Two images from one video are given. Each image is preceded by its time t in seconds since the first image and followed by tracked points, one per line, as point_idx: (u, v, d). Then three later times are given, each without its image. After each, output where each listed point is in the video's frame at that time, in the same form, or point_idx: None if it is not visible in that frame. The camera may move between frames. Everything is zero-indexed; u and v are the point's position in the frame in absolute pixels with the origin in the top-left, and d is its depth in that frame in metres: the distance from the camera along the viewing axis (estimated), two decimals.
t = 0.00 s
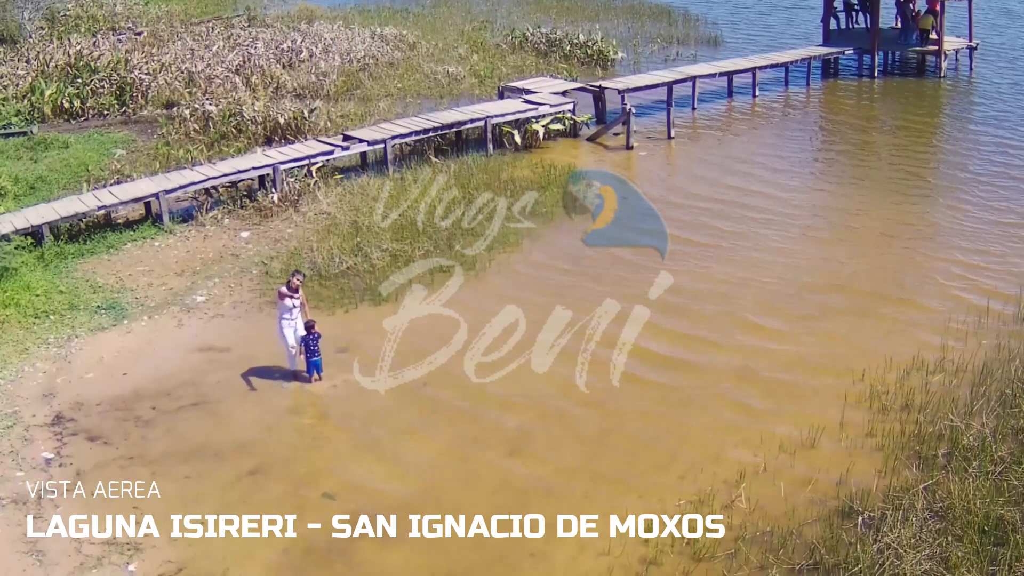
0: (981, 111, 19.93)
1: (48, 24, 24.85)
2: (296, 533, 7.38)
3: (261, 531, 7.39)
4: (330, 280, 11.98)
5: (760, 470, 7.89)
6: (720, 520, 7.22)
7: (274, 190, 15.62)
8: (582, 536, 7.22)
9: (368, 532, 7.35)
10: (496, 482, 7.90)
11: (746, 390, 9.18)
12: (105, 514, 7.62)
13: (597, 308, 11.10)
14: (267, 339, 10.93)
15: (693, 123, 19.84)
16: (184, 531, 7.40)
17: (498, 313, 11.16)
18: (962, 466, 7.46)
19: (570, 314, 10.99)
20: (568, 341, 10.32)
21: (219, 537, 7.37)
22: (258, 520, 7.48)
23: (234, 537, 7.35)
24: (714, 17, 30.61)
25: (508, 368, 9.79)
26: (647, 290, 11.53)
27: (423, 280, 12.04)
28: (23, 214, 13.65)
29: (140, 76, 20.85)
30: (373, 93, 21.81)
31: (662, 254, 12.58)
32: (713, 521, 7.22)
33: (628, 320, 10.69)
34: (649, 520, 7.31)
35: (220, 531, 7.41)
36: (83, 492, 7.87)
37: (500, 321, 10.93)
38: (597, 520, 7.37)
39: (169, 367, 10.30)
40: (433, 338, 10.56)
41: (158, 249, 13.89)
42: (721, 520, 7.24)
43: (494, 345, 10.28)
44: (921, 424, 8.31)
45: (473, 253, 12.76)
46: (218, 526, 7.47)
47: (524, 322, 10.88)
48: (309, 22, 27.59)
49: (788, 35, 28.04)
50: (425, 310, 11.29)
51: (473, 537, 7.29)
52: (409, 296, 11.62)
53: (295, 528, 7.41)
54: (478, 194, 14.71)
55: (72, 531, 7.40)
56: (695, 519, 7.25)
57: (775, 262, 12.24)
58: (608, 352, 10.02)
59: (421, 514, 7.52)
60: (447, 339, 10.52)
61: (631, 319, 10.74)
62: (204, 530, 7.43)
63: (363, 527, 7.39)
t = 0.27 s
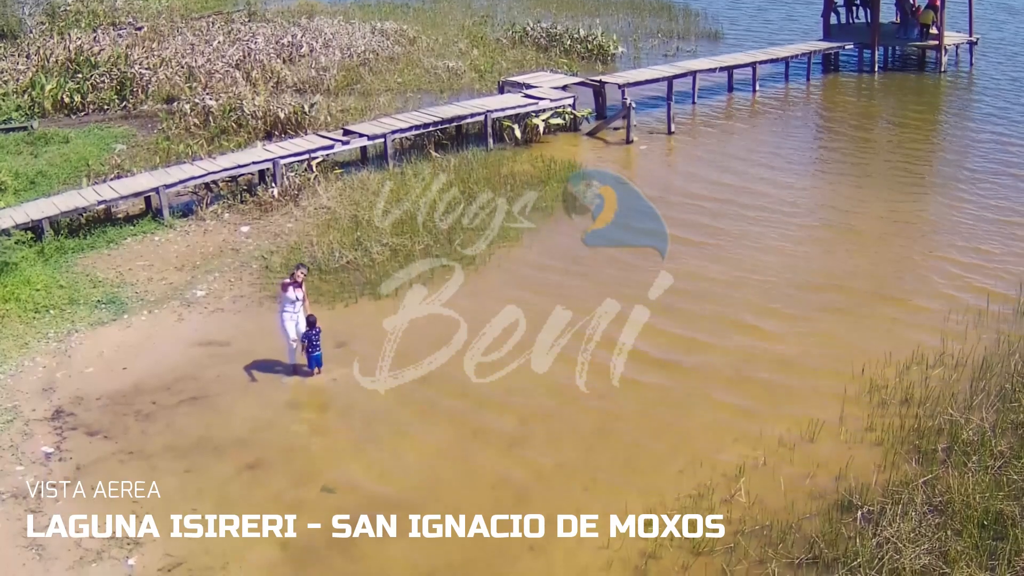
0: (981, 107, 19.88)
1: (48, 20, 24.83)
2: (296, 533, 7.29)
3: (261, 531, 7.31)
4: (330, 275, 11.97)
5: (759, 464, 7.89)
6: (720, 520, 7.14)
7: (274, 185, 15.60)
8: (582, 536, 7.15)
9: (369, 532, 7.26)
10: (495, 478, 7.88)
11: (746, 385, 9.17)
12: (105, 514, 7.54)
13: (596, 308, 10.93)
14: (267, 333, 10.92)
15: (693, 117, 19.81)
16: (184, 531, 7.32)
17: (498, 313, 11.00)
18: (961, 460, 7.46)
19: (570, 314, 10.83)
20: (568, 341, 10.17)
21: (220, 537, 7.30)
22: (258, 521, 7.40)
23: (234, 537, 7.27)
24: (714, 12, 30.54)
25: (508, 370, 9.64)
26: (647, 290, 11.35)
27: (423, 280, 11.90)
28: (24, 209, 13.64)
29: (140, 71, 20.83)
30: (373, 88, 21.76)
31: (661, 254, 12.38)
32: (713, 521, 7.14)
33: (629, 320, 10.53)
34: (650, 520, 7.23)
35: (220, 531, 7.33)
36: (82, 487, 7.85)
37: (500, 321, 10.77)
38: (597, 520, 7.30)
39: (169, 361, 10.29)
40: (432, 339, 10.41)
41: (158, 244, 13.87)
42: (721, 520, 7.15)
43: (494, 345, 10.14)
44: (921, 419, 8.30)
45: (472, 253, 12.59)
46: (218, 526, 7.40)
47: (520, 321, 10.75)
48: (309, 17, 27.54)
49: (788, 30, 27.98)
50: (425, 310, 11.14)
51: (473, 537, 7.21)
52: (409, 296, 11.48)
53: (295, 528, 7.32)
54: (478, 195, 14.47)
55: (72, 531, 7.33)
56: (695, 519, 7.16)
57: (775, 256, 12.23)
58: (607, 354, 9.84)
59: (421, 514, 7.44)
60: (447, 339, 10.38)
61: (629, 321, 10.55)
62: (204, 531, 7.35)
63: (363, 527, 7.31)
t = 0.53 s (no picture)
0: (982, 99, 19.82)
1: (49, 13, 24.79)
2: (296, 533, 7.19)
3: (261, 531, 7.21)
4: (330, 267, 11.97)
5: (759, 456, 7.90)
6: (720, 520, 7.03)
7: (274, 177, 15.59)
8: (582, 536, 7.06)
9: (368, 532, 7.15)
10: (494, 470, 7.87)
11: (745, 376, 9.18)
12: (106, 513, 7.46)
13: (596, 309, 10.73)
14: (267, 325, 10.93)
15: (693, 109, 19.77)
16: (184, 531, 7.23)
17: (498, 313, 10.79)
18: (961, 453, 7.46)
19: (570, 315, 10.61)
20: (569, 341, 10.00)
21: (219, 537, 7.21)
22: (258, 521, 7.30)
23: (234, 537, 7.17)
24: (715, 4, 30.43)
25: (505, 371, 9.45)
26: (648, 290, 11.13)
27: (424, 280, 11.72)
28: (24, 202, 13.62)
29: (141, 64, 20.79)
30: (374, 80, 21.71)
31: (661, 254, 12.13)
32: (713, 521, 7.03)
33: (631, 321, 10.34)
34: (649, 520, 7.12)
35: (220, 531, 7.24)
36: (82, 480, 7.84)
37: (500, 321, 10.57)
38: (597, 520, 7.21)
39: (169, 353, 10.30)
40: (431, 340, 10.21)
41: (158, 236, 13.86)
42: (721, 520, 7.05)
43: (493, 346, 9.95)
44: (920, 411, 8.30)
45: (472, 254, 12.37)
46: (218, 526, 7.30)
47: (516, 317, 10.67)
48: (309, 10, 27.48)
49: (789, 23, 27.87)
50: (425, 310, 10.95)
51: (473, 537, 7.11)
52: (409, 296, 11.29)
53: (295, 528, 7.22)
54: (478, 195, 14.18)
55: (72, 531, 7.23)
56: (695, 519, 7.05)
57: (775, 249, 12.20)
58: (606, 356, 9.64)
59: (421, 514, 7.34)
60: (446, 340, 10.18)
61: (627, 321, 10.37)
62: (204, 531, 7.25)
63: (363, 527, 7.20)
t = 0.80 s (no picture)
0: (984, 87, 19.74)
1: (49, 1, 24.71)
2: (296, 533, 7.04)
3: (261, 531, 7.05)
4: (330, 254, 11.97)
5: (758, 443, 7.89)
6: (720, 520, 6.89)
7: (275, 165, 15.55)
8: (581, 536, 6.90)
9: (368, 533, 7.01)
10: (493, 458, 7.85)
11: (745, 363, 9.17)
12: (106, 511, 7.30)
13: (596, 309, 10.38)
14: (267, 313, 10.93)
15: (694, 97, 19.70)
16: (184, 531, 7.07)
17: (497, 313, 10.45)
18: (960, 440, 7.45)
19: (571, 316, 10.27)
20: (569, 341, 9.72)
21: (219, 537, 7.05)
22: (258, 520, 7.15)
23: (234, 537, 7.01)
24: None
25: (502, 374, 9.14)
26: (647, 290, 10.76)
27: (424, 279, 11.37)
28: (24, 190, 13.59)
29: (141, 52, 20.73)
30: (374, 68, 21.62)
31: (661, 253, 11.74)
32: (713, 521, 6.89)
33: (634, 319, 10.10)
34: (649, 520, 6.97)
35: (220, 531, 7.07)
36: (81, 467, 7.82)
37: (498, 321, 10.24)
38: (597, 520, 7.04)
39: (169, 341, 10.30)
40: (429, 342, 9.87)
41: (158, 224, 13.84)
42: (721, 520, 6.91)
43: (492, 347, 9.64)
44: (920, 399, 8.29)
45: (472, 254, 12.00)
46: (218, 526, 7.14)
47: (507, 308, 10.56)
48: None
49: (791, 10, 27.72)
50: (425, 310, 10.60)
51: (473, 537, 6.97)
52: (408, 296, 10.95)
53: (295, 528, 7.07)
54: (478, 195, 13.74)
55: (72, 531, 7.06)
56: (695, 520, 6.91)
57: (776, 236, 12.17)
58: (606, 357, 9.36)
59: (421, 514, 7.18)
60: (444, 341, 9.85)
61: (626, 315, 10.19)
62: (204, 531, 7.09)
63: (363, 527, 7.05)
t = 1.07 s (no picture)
0: (986, 71, 19.62)
1: None
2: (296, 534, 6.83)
3: (261, 531, 6.85)
4: (330, 237, 11.95)
5: (758, 424, 7.88)
6: (720, 520, 6.67)
7: (275, 148, 15.48)
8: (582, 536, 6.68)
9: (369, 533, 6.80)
10: (491, 439, 7.85)
11: (745, 344, 9.15)
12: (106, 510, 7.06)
13: (597, 309, 9.97)
14: (268, 295, 10.91)
15: (695, 80, 19.60)
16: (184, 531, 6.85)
17: (497, 312, 10.02)
18: (959, 423, 7.44)
19: (570, 316, 9.85)
20: (568, 340, 9.36)
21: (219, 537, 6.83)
22: (258, 520, 6.94)
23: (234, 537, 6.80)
24: None
25: (503, 374, 8.80)
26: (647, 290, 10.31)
27: (425, 279, 10.89)
28: (24, 174, 13.55)
29: (142, 36, 20.64)
30: (375, 51, 21.51)
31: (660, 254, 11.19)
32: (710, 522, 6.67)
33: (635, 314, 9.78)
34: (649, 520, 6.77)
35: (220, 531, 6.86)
36: (81, 450, 7.78)
37: (499, 321, 9.82)
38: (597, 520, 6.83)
39: (169, 323, 10.29)
40: (428, 342, 9.46)
41: (159, 207, 13.79)
42: (722, 519, 6.69)
43: (493, 347, 9.27)
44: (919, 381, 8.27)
45: (472, 253, 11.48)
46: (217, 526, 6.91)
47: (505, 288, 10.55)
48: None
49: None
50: (425, 310, 10.14)
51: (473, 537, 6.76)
52: (409, 295, 10.49)
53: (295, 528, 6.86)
54: (479, 196, 13.13)
55: (72, 531, 6.83)
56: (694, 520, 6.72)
57: (776, 218, 12.12)
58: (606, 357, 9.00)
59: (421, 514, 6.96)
60: (443, 343, 9.44)
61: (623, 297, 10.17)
62: (204, 531, 6.87)
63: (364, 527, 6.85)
